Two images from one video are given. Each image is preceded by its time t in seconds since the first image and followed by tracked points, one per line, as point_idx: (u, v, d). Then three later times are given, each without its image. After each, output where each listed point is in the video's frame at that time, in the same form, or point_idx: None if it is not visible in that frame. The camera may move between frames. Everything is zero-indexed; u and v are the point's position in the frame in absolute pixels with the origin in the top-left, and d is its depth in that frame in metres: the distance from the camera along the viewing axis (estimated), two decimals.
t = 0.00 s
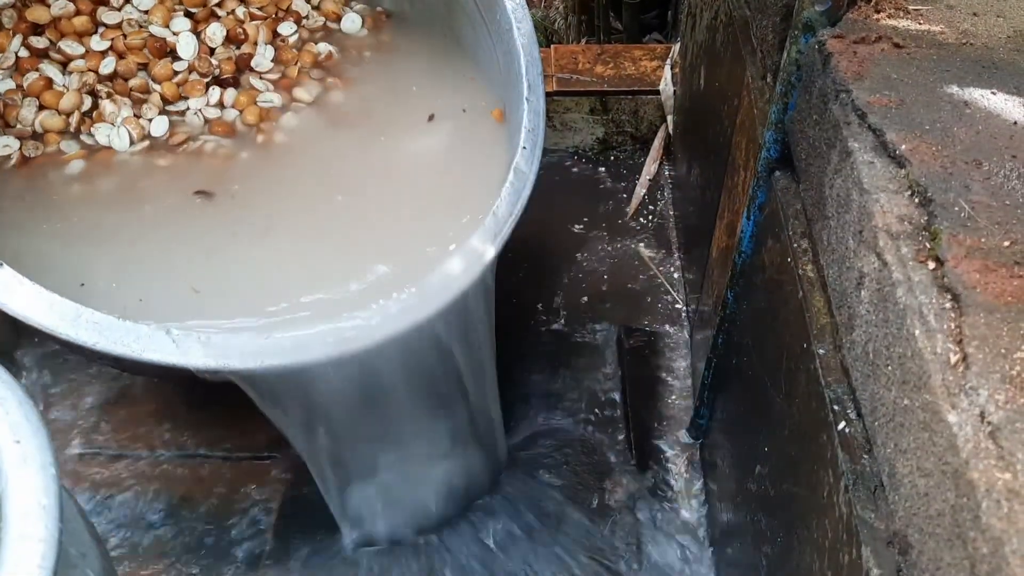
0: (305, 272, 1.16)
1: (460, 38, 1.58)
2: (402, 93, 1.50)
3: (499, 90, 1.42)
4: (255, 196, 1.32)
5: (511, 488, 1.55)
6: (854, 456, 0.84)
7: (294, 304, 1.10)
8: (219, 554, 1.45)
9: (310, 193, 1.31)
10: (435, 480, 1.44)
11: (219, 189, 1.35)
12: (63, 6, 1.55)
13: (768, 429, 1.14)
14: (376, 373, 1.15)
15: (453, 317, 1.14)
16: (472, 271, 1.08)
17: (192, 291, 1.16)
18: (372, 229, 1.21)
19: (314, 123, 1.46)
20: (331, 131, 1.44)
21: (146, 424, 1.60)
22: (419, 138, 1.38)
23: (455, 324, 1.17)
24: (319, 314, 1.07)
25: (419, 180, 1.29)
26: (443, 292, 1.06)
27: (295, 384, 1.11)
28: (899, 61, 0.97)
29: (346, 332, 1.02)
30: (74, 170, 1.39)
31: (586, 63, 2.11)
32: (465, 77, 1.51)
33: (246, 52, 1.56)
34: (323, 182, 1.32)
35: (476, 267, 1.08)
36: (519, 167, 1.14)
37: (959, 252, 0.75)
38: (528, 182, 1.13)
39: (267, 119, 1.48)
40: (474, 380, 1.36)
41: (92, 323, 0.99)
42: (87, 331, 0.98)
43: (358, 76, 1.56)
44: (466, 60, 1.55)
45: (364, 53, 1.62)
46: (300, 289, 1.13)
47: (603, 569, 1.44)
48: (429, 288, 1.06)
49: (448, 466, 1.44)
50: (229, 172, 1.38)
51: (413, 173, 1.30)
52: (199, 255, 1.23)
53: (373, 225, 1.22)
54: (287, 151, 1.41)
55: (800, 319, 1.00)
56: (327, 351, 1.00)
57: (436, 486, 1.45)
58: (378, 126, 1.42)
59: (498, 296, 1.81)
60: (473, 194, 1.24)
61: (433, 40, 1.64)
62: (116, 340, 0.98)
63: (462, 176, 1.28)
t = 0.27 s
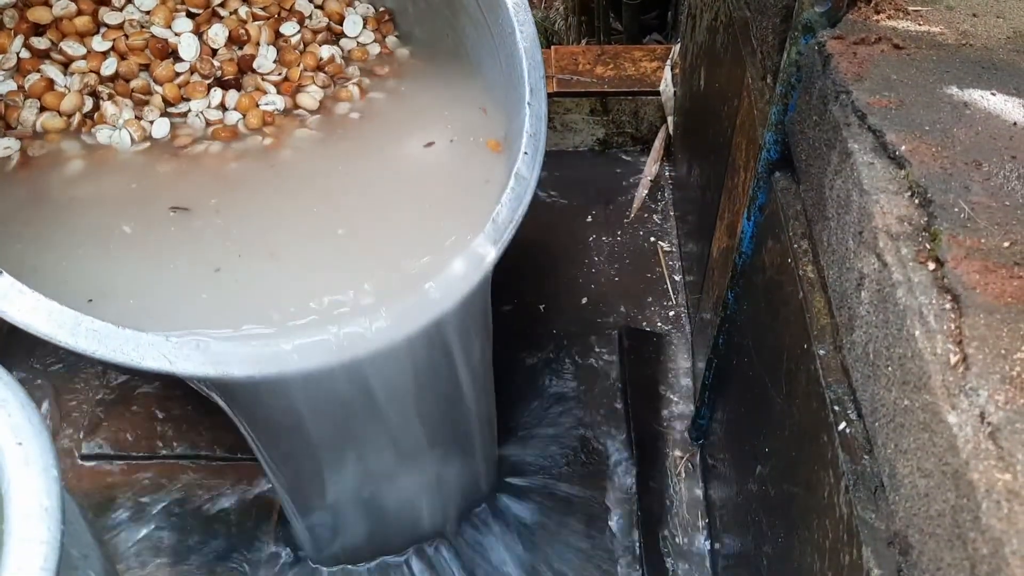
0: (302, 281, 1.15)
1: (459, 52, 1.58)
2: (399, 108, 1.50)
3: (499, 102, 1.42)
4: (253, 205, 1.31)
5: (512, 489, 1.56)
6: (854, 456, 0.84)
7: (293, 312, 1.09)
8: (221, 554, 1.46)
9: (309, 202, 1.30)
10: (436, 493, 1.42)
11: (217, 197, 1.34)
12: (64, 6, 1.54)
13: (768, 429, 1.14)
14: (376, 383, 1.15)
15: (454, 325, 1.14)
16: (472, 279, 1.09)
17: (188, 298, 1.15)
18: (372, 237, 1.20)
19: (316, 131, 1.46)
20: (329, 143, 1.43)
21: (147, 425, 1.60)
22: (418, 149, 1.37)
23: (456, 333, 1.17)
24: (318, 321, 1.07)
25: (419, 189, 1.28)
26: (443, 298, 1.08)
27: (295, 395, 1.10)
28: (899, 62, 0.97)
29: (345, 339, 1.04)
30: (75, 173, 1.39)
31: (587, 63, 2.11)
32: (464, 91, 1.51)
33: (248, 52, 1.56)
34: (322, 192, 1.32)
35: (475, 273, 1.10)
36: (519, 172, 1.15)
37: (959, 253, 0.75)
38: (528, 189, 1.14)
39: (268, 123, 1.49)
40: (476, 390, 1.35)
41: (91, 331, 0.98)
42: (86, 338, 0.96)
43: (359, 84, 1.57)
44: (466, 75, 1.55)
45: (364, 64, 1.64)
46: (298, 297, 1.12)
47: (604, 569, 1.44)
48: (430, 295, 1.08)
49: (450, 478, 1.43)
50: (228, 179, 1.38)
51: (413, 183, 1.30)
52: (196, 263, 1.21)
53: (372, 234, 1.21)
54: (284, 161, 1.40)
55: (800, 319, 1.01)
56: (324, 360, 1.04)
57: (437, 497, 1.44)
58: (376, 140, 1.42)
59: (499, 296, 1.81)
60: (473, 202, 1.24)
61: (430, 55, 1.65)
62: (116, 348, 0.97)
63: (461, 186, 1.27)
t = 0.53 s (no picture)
0: (307, 286, 1.15)
1: (462, 57, 1.58)
2: (402, 111, 1.50)
3: (502, 106, 1.42)
4: (258, 209, 1.31)
5: (513, 489, 1.56)
6: (855, 456, 0.84)
7: (300, 315, 1.10)
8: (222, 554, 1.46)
9: (312, 207, 1.30)
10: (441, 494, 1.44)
11: (221, 204, 1.34)
12: (64, 5, 1.53)
13: (769, 429, 1.14)
14: (381, 386, 1.16)
15: (459, 328, 1.16)
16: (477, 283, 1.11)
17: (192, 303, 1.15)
18: (376, 242, 1.21)
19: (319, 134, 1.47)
20: (331, 148, 1.43)
21: (147, 425, 1.61)
22: (421, 154, 1.38)
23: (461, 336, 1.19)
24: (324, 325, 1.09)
25: (423, 194, 1.29)
26: (448, 302, 1.11)
27: (303, 399, 1.12)
28: (899, 62, 0.97)
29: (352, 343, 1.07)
30: (78, 176, 1.39)
31: (587, 64, 2.11)
32: (467, 95, 1.52)
33: (250, 53, 1.56)
34: (327, 197, 1.32)
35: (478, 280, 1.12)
36: (525, 176, 1.17)
37: (960, 252, 0.75)
38: (533, 194, 1.17)
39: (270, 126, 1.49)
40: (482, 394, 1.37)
41: (99, 336, 0.99)
42: (94, 344, 0.98)
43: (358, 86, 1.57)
44: (468, 79, 1.55)
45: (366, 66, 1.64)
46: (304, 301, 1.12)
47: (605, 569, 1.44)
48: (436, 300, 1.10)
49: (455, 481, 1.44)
50: (231, 185, 1.38)
51: (417, 188, 1.30)
52: (201, 268, 1.21)
53: (376, 238, 1.21)
54: (287, 166, 1.40)
55: (801, 319, 1.01)
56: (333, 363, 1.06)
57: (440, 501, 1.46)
58: (379, 145, 1.42)
59: (500, 297, 1.82)
60: (477, 205, 1.25)
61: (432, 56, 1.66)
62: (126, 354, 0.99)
63: (465, 191, 1.28)
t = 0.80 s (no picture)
0: (315, 293, 1.16)
1: (468, 58, 1.58)
2: (406, 113, 1.51)
3: (508, 107, 1.42)
4: (267, 216, 1.32)
5: (515, 489, 1.56)
6: (856, 456, 0.84)
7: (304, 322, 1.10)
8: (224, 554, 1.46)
9: (320, 212, 1.31)
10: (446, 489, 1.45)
11: (230, 212, 1.35)
12: (66, 4, 1.53)
13: (770, 430, 1.15)
14: (385, 389, 1.16)
15: (464, 330, 1.16)
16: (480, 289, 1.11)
17: (203, 311, 1.16)
18: (381, 247, 1.21)
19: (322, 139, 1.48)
20: (338, 153, 1.44)
21: (149, 426, 1.61)
22: (427, 158, 1.38)
23: (466, 336, 1.18)
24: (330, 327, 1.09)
25: (430, 199, 1.29)
26: (452, 306, 1.10)
27: (309, 397, 1.13)
28: (901, 62, 0.97)
29: (356, 349, 1.06)
30: (81, 180, 1.41)
31: (588, 65, 2.11)
32: (472, 96, 1.51)
33: (253, 53, 1.56)
34: (334, 202, 1.33)
35: (482, 287, 1.11)
36: (529, 179, 1.15)
37: (962, 252, 0.75)
38: (536, 197, 1.15)
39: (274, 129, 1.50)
40: (487, 393, 1.36)
41: (104, 340, 1.00)
42: (99, 348, 0.98)
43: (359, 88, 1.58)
44: (474, 79, 1.55)
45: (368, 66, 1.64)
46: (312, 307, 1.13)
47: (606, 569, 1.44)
48: (440, 304, 1.10)
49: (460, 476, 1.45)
50: (237, 191, 1.39)
51: (424, 193, 1.31)
52: (211, 275, 1.22)
53: (383, 244, 1.22)
54: (293, 172, 1.41)
55: (802, 319, 1.01)
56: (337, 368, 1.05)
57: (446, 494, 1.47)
58: (386, 149, 1.43)
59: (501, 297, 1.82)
60: (482, 209, 1.25)
61: (435, 53, 1.66)
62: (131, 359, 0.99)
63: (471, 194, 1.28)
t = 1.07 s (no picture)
0: (319, 297, 1.16)
1: (470, 62, 1.57)
2: (409, 117, 1.51)
3: (511, 110, 1.41)
4: (271, 220, 1.33)
5: (516, 490, 1.56)
6: (857, 456, 0.84)
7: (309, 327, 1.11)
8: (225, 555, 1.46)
9: (324, 216, 1.31)
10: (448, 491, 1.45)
11: (234, 216, 1.35)
12: (69, 2, 1.53)
13: (771, 430, 1.15)
14: (388, 391, 1.17)
15: (467, 333, 1.16)
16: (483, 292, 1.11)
17: (208, 315, 1.16)
18: (384, 250, 1.22)
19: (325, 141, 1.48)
20: (340, 158, 1.44)
21: (149, 426, 1.61)
22: (431, 162, 1.38)
23: (468, 339, 1.19)
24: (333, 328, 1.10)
25: (433, 203, 1.29)
26: (454, 309, 1.10)
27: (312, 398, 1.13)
28: (902, 62, 0.97)
29: (359, 351, 1.06)
30: (84, 179, 1.41)
31: (589, 65, 2.11)
32: (475, 100, 1.51)
33: (256, 53, 1.56)
34: (337, 206, 1.33)
35: (484, 290, 1.12)
36: (532, 183, 1.16)
37: (963, 252, 0.75)
38: (539, 200, 1.15)
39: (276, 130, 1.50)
40: (490, 395, 1.37)
41: (107, 341, 1.00)
42: (102, 349, 0.99)
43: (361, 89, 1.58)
44: (477, 82, 1.55)
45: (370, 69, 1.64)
46: (316, 311, 1.13)
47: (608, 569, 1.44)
48: (442, 307, 1.10)
49: (462, 478, 1.45)
50: (238, 195, 1.40)
51: (427, 197, 1.31)
52: (215, 280, 1.23)
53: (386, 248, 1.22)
54: (297, 175, 1.42)
55: (803, 319, 1.01)
56: (341, 369, 1.05)
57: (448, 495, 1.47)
58: (389, 153, 1.43)
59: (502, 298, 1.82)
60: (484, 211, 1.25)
61: (436, 57, 1.66)
62: (136, 360, 0.99)
63: (474, 198, 1.28)
